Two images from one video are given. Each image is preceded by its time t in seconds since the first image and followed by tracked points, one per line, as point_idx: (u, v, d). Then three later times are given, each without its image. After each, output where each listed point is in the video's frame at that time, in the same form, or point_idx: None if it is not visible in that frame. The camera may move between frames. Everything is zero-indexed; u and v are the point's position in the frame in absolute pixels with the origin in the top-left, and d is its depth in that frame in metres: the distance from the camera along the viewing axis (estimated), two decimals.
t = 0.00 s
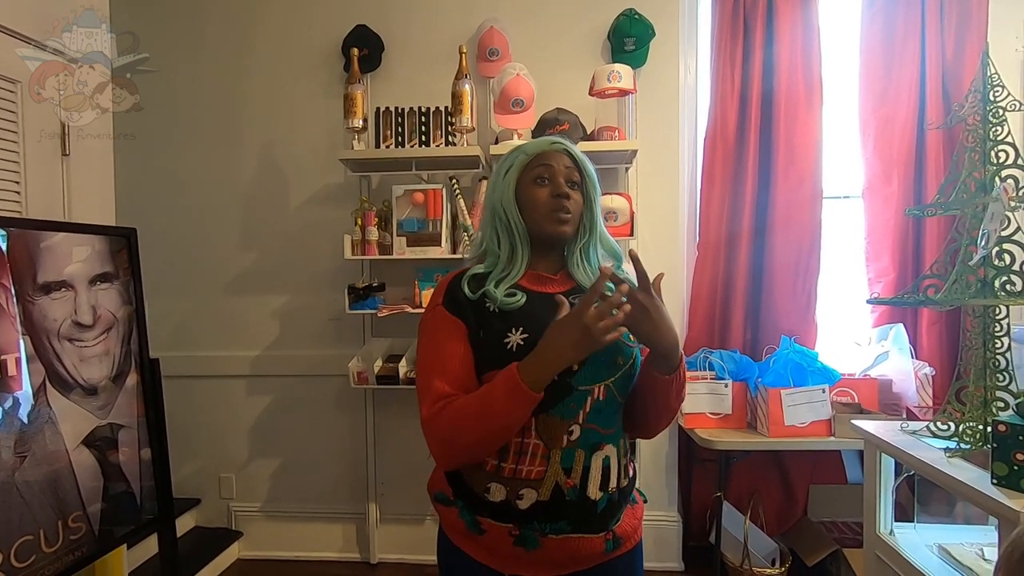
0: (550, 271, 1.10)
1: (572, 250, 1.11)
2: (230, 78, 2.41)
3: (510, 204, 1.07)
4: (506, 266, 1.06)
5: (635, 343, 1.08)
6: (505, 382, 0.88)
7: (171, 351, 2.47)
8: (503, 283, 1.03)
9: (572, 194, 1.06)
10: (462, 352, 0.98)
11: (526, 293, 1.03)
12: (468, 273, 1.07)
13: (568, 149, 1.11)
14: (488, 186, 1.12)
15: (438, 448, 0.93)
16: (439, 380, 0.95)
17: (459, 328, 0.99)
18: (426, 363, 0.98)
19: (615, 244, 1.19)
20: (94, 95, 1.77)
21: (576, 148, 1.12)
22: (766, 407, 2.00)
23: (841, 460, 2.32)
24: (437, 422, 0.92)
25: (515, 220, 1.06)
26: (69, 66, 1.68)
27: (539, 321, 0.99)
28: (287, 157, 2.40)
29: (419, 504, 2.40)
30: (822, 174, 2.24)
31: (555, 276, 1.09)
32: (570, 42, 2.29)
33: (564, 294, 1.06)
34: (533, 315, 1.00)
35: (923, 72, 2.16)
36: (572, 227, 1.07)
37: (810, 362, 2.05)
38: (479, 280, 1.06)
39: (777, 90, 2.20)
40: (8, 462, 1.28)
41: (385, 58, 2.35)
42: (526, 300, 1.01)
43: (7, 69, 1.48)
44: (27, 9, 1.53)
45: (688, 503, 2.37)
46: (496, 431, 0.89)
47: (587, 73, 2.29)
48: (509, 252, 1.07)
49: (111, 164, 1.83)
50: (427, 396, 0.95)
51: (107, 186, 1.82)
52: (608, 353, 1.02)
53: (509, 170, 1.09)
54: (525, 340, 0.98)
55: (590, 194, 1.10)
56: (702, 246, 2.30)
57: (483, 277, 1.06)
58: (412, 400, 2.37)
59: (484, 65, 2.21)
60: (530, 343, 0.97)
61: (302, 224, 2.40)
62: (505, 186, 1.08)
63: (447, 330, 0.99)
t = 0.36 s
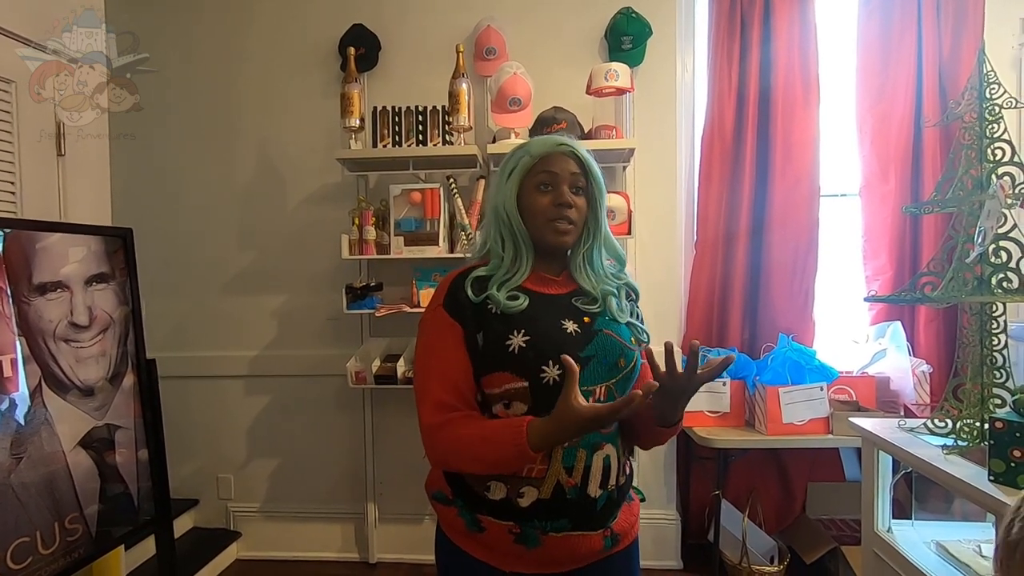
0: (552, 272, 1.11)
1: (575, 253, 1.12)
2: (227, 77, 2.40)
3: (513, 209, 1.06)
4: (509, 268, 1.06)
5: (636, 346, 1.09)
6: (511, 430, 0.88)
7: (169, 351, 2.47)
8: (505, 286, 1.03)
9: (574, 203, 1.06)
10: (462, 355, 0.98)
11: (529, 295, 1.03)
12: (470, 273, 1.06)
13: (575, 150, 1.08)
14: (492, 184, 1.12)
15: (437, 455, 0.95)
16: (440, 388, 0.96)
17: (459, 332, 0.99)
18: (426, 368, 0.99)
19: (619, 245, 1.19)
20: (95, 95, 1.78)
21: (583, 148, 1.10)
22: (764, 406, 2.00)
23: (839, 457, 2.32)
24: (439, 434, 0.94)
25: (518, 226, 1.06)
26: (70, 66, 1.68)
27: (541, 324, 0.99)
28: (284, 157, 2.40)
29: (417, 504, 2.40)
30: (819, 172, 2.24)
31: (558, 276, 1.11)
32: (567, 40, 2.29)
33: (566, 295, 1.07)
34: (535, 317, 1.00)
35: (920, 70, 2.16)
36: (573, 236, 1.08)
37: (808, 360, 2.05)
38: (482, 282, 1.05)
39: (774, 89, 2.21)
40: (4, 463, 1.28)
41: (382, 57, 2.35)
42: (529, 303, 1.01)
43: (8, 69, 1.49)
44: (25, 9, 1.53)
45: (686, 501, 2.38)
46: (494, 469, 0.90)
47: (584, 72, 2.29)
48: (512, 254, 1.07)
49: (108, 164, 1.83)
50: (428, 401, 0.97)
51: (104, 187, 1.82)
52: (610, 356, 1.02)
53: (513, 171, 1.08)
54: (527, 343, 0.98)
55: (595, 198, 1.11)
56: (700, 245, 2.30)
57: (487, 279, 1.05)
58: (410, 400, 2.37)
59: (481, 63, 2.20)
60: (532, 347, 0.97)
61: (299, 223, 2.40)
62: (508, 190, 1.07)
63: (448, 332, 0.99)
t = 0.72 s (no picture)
0: (558, 274, 1.11)
1: (582, 257, 1.12)
2: (226, 77, 2.40)
3: (523, 209, 1.06)
4: (516, 267, 1.05)
5: (637, 351, 1.10)
6: (532, 431, 0.90)
7: (168, 351, 2.47)
8: (512, 284, 1.02)
9: (585, 206, 1.06)
10: (470, 353, 0.97)
11: (535, 295, 1.03)
12: (479, 270, 1.06)
13: (589, 154, 1.07)
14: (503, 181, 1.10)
15: (442, 451, 0.95)
16: (450, 384, 0.95)
17: (468, 329, 0.98)
18: (434, 363, 0.97)
19: (625, 250, 1.19)
20: (95, 95, 1.78)
21: (597, 153, 1.09)
22: (763, 405, 2.00)
23: (838, 457, 2.33)
24: (449, 431, 0.93)
25: (527, 226, 1.06)
26: (71, 66, 1.68)
27: (547, 326, 0.99)
28: (282, 157, 2.39)
29: (416, 504, 2.40)
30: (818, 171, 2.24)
31: (564, 279, 1.11)
32: (566, 39, 2.29)
33: (572, 298, 1.07)
34: (542, 319, 1.00)
35: (918, 70, 2.16)
36: (582, 239, 1.07)
37: (807, 359, 2.05)
38: (490, 280, 1.04)
39: (773, 88, 2.20)
40: (1, 464, 1.27)
41: (381, 57, 2.34)
42: (535, 304, 1.01)
43: (8, 70, 1.49)
44: (25, 9, 1.53)
45: (686, 500, 2.40)
46: (506, 468, 0.91)
47: (583, 71, 2.28)
48: (519, 254, 1.07)
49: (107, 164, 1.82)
50: (436, 397, 0.95)
51: (103, 187, 1.81)
52: (614, 361, 1.03)
53: (524, 172, 1.07)
54: (534, 345, 0.97)
55: (605, 203, 1.10)
56: (698, 245, 2.30)
57: (495, 277, 1.04)
58: (408, 400, 2.37)
59: (479, 63, 2.21)
60: (538, 349, 0.97)
61: (298, 223, 2.39)
62: (519, 190, 1.06)
63: (458, 329, 0.98)
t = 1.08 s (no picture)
0: (555, 271, 1.10)
1: (581, 253, 1.11)
2: (224, 76, 2.39)
3: (528, 203, 1.05)
4: (517, 263, 1.05)
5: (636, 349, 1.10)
6: (538, 420, 0.90)
7: (166, 351, 2.46)
8: (514, 282, 1.02)
9: (589, 199, 1.06)
10: (473, 352, 0.97)
11: (536, 294, 1.02)
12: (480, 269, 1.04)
13: (586, 150, 1.09)
14: (502, 178, 1.10)
15: (447, 450, 0.94)
16: (453, 382, 0.95)
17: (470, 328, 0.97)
18: (436, 361, 0.97)
19: (621, 243, 1.19)
20: (96, 95, 1.77)
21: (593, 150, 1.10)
22: (762, 405, 1.99)
23: (836, 456, 2.33)
24: (453, 429, 0.93)
25: (531, 219, 1.05)
26: (70, 65, 1.68)
27: (549, 325, 0.99)
28: (281, 156, 2.39)
29: (414, 504, 2.39)
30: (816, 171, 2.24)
31: (561, 276, 1.10)
32: (564, 38, 2.28)
33: (571, 297, 1.06)
34: (543, 317, 1.00)
35: (916, 70, 2.16)
36: (586, 233, 1.07)
37: (805, 358, 2.05)
38: (492, 279, 1.03)
39: (771, 88, 2.20)
40: None
41: (379, 56, 2.34)
42: (537, 302, 1.01)
43: (8, 70, 1.49)
44: (24, 9, 1.53)
45: (683, 499, 2.40)
46: (512, 461, 0.91)
47: (582, 71, 2.28)
48: (521, 248, 1.06)
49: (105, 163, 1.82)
50: (439, 396, 0.95)
51: (101, 186, 1.81)
52: (614, 359, 1.03)
53: (526, 167, 1.06)
54: (538, 344, 0.97)
55: (603, 199, 1.11)
56: (697, 244, 2.30)
57: (498, 276, 1.02)
58: (407, 399, 2.37)
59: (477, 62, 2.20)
60: (542, 347, 0.97)
61: (296, 223, 2.39)
62: (523, 184, 1.05)
63: (460, 328, 0.97)
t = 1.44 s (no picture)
0: (548, 271, 1.10)
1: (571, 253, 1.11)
2: (223, 76, 2.39)
3: (526, 207, 1.04)
4: (513, 265, 1.04)
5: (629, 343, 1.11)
6: (550, 422, 0.91)
7: (165, 351, 2.46)
8: (510, 284, 1.01)
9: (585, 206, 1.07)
10: (474, 358, 0.96)
11: (532, 296, 1.03)
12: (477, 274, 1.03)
13: (583, 155, 1.08)
14: (495, 177, 1.08)
15: (454, 459, 0.93)
16: (456, 389, 0.94)
17: (470, 335, 0.97)
18: (437, 369, 0.95)
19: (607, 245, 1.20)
20: (96, 95, 1.77)
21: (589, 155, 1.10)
22: (760, 405, 2.00)
23: (835, 456, 2.33)
24: (461, 437, 0.92)
25: (529, 224, 1.04)
26: (70, 66, 1.68)
27: (548, 326, 0.99)
28: (280, 156, 2.39)
29: (414, 504, 2.39)
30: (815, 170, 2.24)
31: (552, 276, 1.11)
32: (563, 38, 2.28)
33: (564, 295, 1.07)
34: (542, 318, 1.00)
35: (914, 70, 2.17)
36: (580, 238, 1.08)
37: (804, 358, 2.05)
38: (488, 286, 1.02)
39: (770, 88, 2.20)
40: None
41: (378, 56, 2.34)
42: (533, 304, 1.01)
43: (8, 70, 1.49)
44: (23, 9, 1.53)
45: (683, 498, 2.39)
46: (525, 464, 0.91)
47: (581, 71, 2.28)
48: (516, 252, 1.05)
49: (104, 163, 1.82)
50: (444, 404, 0.94)
51: (99, 186, 1.81)
52: (612, 356, 1.04)
53: (524, 170, 1.05)
54: (539, 345, 0.97)
55: (594, 203, 1.11)
56: (696, 244, 2.29)
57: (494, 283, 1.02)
58: (406, 400, 2.37)
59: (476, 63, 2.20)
60: (544, 348, 0.97)
61: (295, 223, 2.39)
62: (521, 187, 1.04)
63: (459, 334, 0.96)
